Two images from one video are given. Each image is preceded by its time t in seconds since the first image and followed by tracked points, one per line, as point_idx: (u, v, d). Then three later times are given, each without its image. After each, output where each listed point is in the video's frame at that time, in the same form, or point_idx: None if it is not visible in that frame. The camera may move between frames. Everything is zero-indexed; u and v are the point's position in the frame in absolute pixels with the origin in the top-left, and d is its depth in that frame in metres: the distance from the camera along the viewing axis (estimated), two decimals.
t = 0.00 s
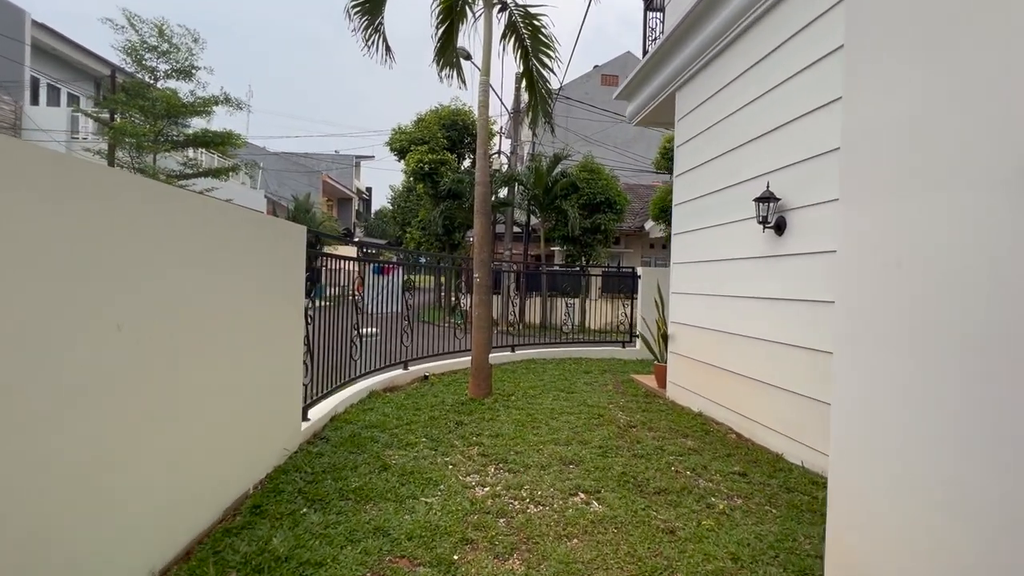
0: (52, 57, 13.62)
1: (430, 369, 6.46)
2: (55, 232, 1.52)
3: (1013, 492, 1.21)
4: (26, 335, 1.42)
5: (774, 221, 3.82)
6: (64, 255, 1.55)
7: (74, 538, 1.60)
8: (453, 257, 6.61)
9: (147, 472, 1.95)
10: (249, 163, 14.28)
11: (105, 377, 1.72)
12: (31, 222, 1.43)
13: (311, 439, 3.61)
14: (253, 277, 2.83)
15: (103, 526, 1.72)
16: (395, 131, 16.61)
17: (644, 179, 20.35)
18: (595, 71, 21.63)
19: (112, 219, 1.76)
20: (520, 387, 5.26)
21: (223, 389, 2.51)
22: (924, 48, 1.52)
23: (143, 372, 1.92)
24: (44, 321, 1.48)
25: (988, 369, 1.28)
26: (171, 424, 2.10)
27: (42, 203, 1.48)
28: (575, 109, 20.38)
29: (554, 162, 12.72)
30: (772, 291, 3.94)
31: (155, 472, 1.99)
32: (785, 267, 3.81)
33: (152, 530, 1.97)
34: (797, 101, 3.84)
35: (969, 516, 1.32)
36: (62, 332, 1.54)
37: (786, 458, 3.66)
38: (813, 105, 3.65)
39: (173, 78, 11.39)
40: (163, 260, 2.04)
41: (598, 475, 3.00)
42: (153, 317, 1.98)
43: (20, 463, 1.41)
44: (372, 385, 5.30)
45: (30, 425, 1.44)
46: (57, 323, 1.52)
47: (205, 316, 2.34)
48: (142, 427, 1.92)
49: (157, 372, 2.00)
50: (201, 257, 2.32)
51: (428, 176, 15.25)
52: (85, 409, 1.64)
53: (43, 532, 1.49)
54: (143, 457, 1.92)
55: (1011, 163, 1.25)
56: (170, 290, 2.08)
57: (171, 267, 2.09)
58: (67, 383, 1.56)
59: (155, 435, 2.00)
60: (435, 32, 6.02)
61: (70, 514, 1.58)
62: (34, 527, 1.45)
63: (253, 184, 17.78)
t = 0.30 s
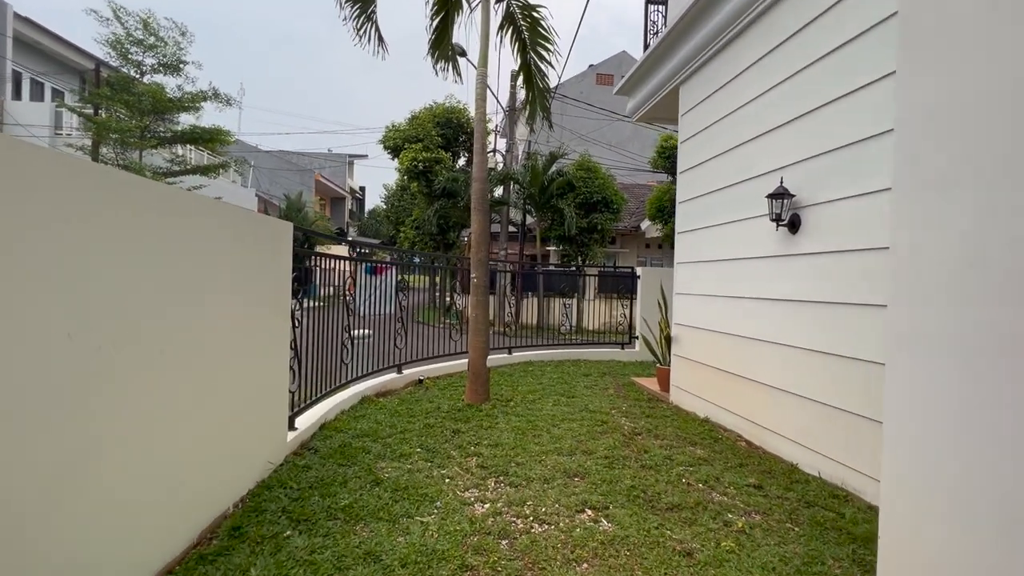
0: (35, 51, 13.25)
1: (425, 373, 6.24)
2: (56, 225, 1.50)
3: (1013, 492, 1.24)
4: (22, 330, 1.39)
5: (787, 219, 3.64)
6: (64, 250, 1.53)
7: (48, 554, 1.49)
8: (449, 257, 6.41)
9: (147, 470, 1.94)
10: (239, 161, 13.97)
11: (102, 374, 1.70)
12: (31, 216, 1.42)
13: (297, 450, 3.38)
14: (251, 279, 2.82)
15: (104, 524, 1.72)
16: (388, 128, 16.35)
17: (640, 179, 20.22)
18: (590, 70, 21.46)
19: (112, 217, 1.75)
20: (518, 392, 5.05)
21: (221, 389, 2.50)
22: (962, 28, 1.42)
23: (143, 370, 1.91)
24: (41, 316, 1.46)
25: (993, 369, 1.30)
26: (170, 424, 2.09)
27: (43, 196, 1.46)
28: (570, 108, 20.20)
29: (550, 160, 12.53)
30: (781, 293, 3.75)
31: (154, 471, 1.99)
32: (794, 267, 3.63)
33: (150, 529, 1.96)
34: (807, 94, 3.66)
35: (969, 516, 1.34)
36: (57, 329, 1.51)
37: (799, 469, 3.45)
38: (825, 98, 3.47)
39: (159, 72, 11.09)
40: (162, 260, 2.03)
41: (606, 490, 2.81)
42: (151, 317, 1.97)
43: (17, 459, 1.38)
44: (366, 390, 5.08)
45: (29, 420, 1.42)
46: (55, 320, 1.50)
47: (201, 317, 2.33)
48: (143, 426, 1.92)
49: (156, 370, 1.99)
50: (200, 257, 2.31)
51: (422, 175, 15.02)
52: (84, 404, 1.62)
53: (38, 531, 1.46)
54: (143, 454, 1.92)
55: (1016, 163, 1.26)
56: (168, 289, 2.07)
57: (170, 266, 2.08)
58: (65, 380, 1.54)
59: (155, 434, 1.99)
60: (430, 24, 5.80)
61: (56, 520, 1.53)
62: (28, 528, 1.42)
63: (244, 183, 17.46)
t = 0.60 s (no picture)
0: (17, 44, 12.88)
1: (419, 379, 6.01)
2: (51, 222, 1.50)
3: None
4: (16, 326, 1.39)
5: (802, 221, 3.46)
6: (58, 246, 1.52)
7: (36, 561, 1.47)
8: (445, 258, 6.21)
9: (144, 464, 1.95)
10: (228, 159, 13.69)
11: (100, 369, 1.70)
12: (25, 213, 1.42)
13: (286, 466, 3.18)
14: (250, 276, 2.81)
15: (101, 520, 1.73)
16: (381, 127, 16.09)
17: (635, 179, 20.12)
18: (585, 70, 21.31)
19: (109, 214, 1.75)
20: (517, 399, 4.87)
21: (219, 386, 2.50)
22: None
23: (141, 366, 1.92)
24: (37, 311, 1.45)
25: None
26: (168, 419, 2.10)
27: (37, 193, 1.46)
28: (565, 107, 20.04)
29: (546, 160, 12.36)
30: (793, 296, 3.59)
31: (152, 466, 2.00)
32: (806, 271, 3.48)
33: (148, 522, 1.98)
34: (820, 91, 3.51)
35: None
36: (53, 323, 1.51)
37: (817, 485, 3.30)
38: (839, 95, 3.31)
39: (146, 68, 10.81)
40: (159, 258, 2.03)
41: (615, 509, 2.64)
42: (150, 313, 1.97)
43: (15, 454, 1.39)
44: (359, 397, 4.86)
45: (27, 415, 1.43)
46: (53, 314, 1.51)
47: (201, 314, 2.33)
48: (141, 423, 1.93)
49: (154, 367, 2.00)
50: (199, 257, 2.31)
51: (416, 174, 14.80)
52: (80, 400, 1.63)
53: (38, 524, 1.48)
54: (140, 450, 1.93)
55: None
56: (168, 292, 2.08)
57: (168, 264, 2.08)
58: (63, 374, 1.55)
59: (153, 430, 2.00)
60: (425, 18, 5.60)
61: (45, 524, 1.50)
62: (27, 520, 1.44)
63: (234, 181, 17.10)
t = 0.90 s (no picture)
0: None
1: (411, 382, 5.77)
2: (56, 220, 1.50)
3: None
4: (17, 327, 1.37)
5: (814, 218, 3.32)
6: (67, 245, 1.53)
7: (35, 563, 1.46)
8: (438, 257, 6.01)
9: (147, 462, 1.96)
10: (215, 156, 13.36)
11: (104, 367, 1.71)
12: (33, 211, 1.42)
13: (267, 479, 2.97)
14: (246, 278, 2.81)
15: (106, 516, 1.74)
16: (373, 124, 15.83)
17: (628, 179, 20.02)
18: (578, 69, 21.18)
19: (113, 212, 1.75)
20: (513, 404, 4.69)
21: (217, 386, 2.50)
22: None
23: (144, 364, 1.93)
24: (42, 310, 1.45)
25: None
26: (170, 419, 2.11)
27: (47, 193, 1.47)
28: (558, 106, 19.89)
29: (540, 158, 12.17)
30: (807, 298, 3.46)
31: (155, 464, 2.01)
32: (819, 270, 3.34)
33: (149, 522, 1.97)
34: (831, 83, 3.37)
35: None
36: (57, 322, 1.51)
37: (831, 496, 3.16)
38: (854, 86, 3.18)
39: (128, 61, 10.49)
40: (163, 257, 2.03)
41: (622, 526, 2.47)
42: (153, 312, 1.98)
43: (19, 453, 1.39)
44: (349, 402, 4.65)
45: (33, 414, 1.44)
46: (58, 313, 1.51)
47: (201, 315, 2.34)
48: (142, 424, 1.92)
49: (156, 366, 2.01)
50: (199, 257, 2.30)
51: (408, 172, 14.56)
52: (85, 399, 1.64)
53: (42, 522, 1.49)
54: (143, 449, 1.93)
55: None
56: (168, 293, 2.08)
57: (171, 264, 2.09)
58: (67, 374, 1.55)
59: (155, 430, 2.01)
60: (417, 8, 5.40)
61: (41, 526, 1.48)
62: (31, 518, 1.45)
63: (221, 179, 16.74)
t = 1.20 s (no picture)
0: None
1: (402, 388, 5.47)
2: (53, 220, 1.54)
3: None
4: (11, 325, 1.40)
5: (829, 215, 3.14)
6: (48, 239, 1.52)
7: (35, 563, 1.49)
8: (429, 256, 5.79)
9: (135, 461, 1.94)
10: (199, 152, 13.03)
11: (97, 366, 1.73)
12: (14, 205, 1.41)
13: (242, 499, 2.73)
14: (230, 276, 2.79)
15: (94, 515, 1.73)
16: (363, 122, 15.54)
17: (622, 179, 19.88)
18: (571, 67, 21.00)
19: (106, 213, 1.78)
20: (508, 411, 4.49)
21: (203, 386, 2.47)
22: None
23: (138, 365, 1.95)
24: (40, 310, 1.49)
25: None
26: (158, 417, 2.09)
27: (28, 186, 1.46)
28: (551, 105, 19.73)
29: (534, 157, 11.96)
30: (826, 301, 3.31)
31: (144, 462, 1.99)
32: (842, 269, 3.19)
33: (147, 519, 2.01)
34: (849, 73, 3.21)
35: None
36: (41, 316, 1.50)
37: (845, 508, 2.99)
38: (875, 76, 3.02)
39: (108, 54, 10.16)
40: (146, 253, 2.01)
41: (629, 548, 2.27)
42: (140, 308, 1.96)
43: (20, 448, 1.44)
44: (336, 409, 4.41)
45: (34, 410, 1.48)
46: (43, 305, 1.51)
47: (187, 313, 2.32)
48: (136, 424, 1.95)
49: (144, 363, 1.99)
50: (189, 261, 2.33)
51: (399, 170, 14.29)
52: (71, 394, 1.62)
53: (31, 518, 1.48)
54: (131, 447, 1.92)
55: None
56: (160, 294, 2.11)
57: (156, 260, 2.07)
58: (65, 373, 1.59)
59: (143, 428, 1.99)
60: None
61: (41, 522, 1.52)
62: (21, 513, 1.44)
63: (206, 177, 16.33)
